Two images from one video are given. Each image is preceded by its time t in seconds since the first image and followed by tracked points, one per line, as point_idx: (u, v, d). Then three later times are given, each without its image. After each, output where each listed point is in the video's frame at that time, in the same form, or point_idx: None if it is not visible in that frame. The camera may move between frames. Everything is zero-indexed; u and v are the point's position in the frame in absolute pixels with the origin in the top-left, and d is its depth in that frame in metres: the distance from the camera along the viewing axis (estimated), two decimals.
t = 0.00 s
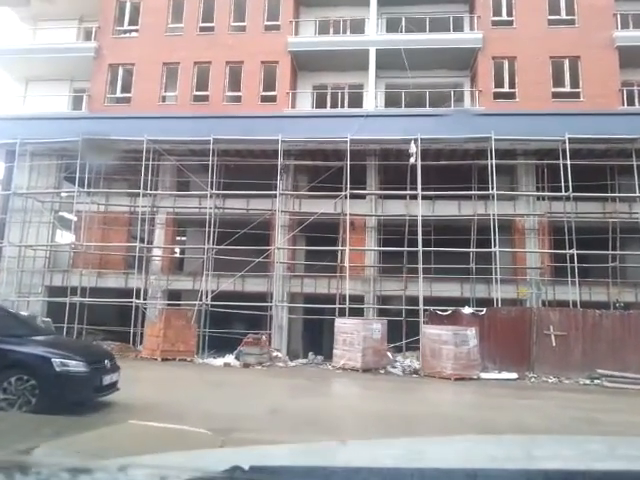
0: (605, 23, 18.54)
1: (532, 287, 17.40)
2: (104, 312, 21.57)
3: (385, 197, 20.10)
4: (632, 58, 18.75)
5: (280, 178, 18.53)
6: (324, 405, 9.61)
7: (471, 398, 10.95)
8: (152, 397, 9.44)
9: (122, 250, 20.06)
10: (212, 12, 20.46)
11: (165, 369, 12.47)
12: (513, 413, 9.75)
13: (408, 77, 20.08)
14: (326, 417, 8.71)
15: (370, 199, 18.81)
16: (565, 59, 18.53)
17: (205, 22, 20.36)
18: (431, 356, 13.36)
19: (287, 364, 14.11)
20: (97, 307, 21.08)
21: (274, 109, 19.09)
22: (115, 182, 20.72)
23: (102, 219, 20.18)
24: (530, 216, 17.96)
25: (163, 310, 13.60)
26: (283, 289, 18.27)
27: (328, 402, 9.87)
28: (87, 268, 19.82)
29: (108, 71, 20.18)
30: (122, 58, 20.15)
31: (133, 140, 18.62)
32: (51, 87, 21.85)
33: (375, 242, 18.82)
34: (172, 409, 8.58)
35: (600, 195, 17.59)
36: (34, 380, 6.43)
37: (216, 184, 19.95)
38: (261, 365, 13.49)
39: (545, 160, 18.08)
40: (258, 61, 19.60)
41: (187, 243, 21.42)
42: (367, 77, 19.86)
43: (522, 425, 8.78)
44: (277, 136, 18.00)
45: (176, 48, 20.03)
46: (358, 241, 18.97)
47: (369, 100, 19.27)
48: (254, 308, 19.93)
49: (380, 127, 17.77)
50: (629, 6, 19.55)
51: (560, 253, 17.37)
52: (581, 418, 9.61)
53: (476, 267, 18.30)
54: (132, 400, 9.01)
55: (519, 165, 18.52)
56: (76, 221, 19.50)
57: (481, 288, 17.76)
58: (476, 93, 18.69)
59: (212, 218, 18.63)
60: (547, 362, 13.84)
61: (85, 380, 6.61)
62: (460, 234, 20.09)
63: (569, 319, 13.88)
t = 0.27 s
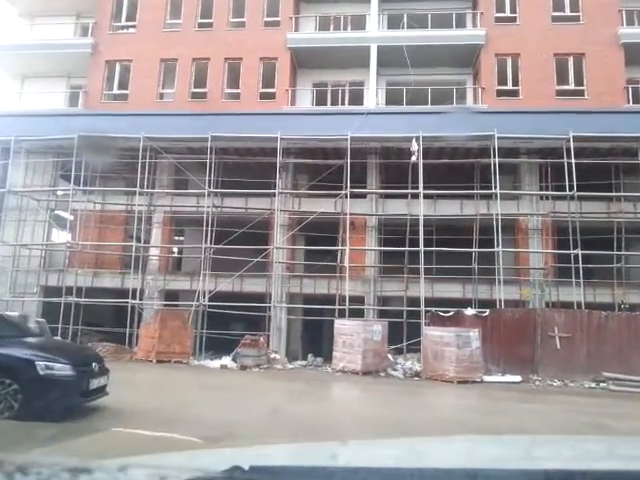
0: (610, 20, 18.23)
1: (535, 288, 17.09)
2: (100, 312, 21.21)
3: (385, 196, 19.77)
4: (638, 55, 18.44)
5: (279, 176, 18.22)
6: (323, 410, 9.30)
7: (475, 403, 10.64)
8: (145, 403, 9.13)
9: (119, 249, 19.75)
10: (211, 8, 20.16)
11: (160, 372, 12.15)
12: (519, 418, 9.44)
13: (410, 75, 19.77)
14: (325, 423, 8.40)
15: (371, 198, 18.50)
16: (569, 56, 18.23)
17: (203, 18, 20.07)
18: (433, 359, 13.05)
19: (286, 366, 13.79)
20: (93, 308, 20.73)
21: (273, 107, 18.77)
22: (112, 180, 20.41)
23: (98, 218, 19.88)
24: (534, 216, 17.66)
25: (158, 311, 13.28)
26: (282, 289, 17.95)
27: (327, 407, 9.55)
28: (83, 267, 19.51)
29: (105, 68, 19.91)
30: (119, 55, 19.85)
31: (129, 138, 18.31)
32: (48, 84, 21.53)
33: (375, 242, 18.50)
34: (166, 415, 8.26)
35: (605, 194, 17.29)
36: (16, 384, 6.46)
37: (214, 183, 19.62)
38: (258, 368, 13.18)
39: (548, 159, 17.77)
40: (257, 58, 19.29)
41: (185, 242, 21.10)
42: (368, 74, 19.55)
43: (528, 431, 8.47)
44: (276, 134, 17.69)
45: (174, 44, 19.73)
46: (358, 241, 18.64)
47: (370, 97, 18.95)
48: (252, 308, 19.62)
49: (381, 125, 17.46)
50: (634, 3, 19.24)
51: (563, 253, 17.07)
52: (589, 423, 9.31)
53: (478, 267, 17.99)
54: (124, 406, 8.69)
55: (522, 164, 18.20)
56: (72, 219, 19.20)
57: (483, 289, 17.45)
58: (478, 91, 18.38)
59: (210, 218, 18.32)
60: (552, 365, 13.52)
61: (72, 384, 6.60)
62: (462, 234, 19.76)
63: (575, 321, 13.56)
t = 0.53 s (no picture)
0: (616, 15, 17.94)
1: (539, 288, 16.79)
2: (97, 312, 20.88)
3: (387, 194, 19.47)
4: None
5: (279, 173, 17.92)
6: (323, 413, 8.98)
7: (479, 406, 10.32)
8: (139, 406, 8.82)
9: (116, 247, 19.45)
10: (210, 3, 19.87)
11: (156, 373, 11.84)
12: (525, 422, 9.12)
13: (412, 71, 19.47)
14: (325, 427, 8.08)
15: (373, 196, 18.20)
16: (574, 53, 17.93)
17: (202, 13, 19.78)
18: (436, 360, 12.74)
19: (285, 368, 13.47)
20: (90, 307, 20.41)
21: (273, 103, 18.48)
22: (110, 177, 20.12)
23: (95, 216, 19.58)
24: (538, 215, 17.36)
25: (154, 310, 12.98)
26: (282, 289, 17.64)
27: (327, 410, 9.23)
28: (79, 266, 19.21)
29: (102, 63, 19.61)
30: (117, 50, 19.55)
31: (127, 134, 18.01)
32: (45, 80, 21.24)
33: (376, 241, 18.18)
34: (159, 419, 7.94)
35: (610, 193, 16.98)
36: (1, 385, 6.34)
37: (213, 180, 19.31)
38: (257, 368, 12.88)
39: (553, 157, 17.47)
40: (257, 53, 19.00)
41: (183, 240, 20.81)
42: (370, 70, 19.25)
43: (536, 435, 8.15)
44: (276, 130, 17.39)
45: (173, 40, 19.44)
46: (359, 239, 18.34)
47: (372, 94, 18.64)
48: (251, 308, 19.32)
49: (383, 121, 17.16)
50: None
51: (568, 253, 16.77)
52: (598, 426, 9.00)
53: (481, 267, 17.68)
54: (116, 409, 8.38)
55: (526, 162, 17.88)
56: (68, 217, 18.90)
57: (486, 288, 17.14)
58: (482, 87, 18.08)
59: (209, 216, 18.03)
60: (557, 366, 13.20)
61: (55, 386, 6.43)
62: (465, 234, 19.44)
63: (580, 321, 13.24)
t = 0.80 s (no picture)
0: (618, 6, 17.64)
1: (542, 285, 16.50)
2: (94, 313, 20.54)
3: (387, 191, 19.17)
4: None
5: (277, 170, 17.62)
6: (322, 415, 8.68)
7: (484, 406, 10.02)
8: (133, 410, 8.51)
9: (112, 247, 19.14)
10: None
11: (151, 376, 11.54)
12: (531, 422, 8.81)
13: (411, 65, 19.17)
14: (324, 429, 7.78)
15: (372, 193, 17.90)
16: (576, 45, 17.63)
17: (198, 8, 19.47)
18: (438, 359, 12.45)
19: (284, 368, 13.19)
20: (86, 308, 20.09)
21: (270, 98, 18.17)
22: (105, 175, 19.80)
23: (90, 215, 19.27)
24: (540, 210, 17.06)
25: (149, 311, 12.68)
26: (281, 287, 17.35)
27: (327, 411, 8.93)
28: (75, 266, 18.90)
29: (97, 60, 19.29)
30: (111, 46, 19.24)
31: (121, 131, 17.70)
32: (39, 77, 20.91)
33: (376, 238, 17.89)
34: (153, 423, 7.64)
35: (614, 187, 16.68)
36: None
37: (209, 178, 18.99)
38: (255, 369, 12.59)
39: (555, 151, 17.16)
40: (253, 48, 18.69)
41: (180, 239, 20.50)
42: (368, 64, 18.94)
43: (544, 436, 7.84)
44: (273, 126, 17.09)
45: (168, 35, 19.13)
46: (358, 236, 18.04)
47: (370, 88, 18.33)
48: (250, 307, 19.03)
49: (382, 116, 16.85)
50: None
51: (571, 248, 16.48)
52: (606, 426, 8.71)
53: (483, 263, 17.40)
54: (108, 414, 8.07)
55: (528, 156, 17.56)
56: (63, 216, 18.60)
57: (488, 286, 16.85)
58: (482, 81, 17.77)
59: (206, 214, 17.73)
60: (561, 364, 12.92)
61: (38, 391, 6.19)
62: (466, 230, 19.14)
63: (585, 318, 12.96)
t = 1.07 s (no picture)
0: None
1: (543, 281, 16.25)
2: (89, 314, 20.26)
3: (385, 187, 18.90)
4: None
5: (273, 167, 17.35)
6: (322, 417, 8.41)
7: (487, 405, 9.75)
8: (126, 414, 8.24)
9: (107, 247, 18.84)
10: None
11: (146, 378, 11.26)
12: (537, 421, 8.55)
13: (408, 60, 18.91)
14: (324, 431, 7.50)
15: (370, 189, 17.64)
16: (576, 37, 17.38)
17: (191, 4, 19.20)
18: (440, 358, 12.19)
19: (283, 368, 12.92)
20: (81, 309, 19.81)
21: (266, 95, 17.90)
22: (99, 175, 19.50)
23: (85, 215, 18.97)
24: (541, 205, 16.82)
25: (144, 311, 12.39)
26: (278, 287, 17.09)
27: (326, 413, 8.66)
28: (69, 267, 18.60)
29: (89, 57, 18.99)
30: (104, 44, 18.95)
31: (115, 129, 17.40)
32: (31, 76, 20.61)
33: (375, 235, 17.63)
34: (146, 427, 7.37)
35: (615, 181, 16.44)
36: None
37: (205, 176, 18.72)
38: (252, 370, 12.32)
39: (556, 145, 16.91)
40: (248, 44, 18.43)
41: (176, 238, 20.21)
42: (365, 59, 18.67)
43: (551, 436, 7.57)
44: (269, 123, 16.82)
45: (161, 32, 18.85)
46: (357, 234, 17.78)
47: (367, 83, 18.05)
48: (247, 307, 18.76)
49: (379, 111, 16.59)
50: None
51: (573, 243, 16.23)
52: (614, 424, 8.45)
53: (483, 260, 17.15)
54: (100, 419, 7.79)
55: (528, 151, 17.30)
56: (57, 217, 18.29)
57: (489, 282, 16.60)
58: (481, 75, 17.51)
59: (202, 212, 17.45)
60: (565, 361, 12.69)
61: (22, 394, 5.94)
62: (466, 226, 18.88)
63: (588, 314, 12.73)
